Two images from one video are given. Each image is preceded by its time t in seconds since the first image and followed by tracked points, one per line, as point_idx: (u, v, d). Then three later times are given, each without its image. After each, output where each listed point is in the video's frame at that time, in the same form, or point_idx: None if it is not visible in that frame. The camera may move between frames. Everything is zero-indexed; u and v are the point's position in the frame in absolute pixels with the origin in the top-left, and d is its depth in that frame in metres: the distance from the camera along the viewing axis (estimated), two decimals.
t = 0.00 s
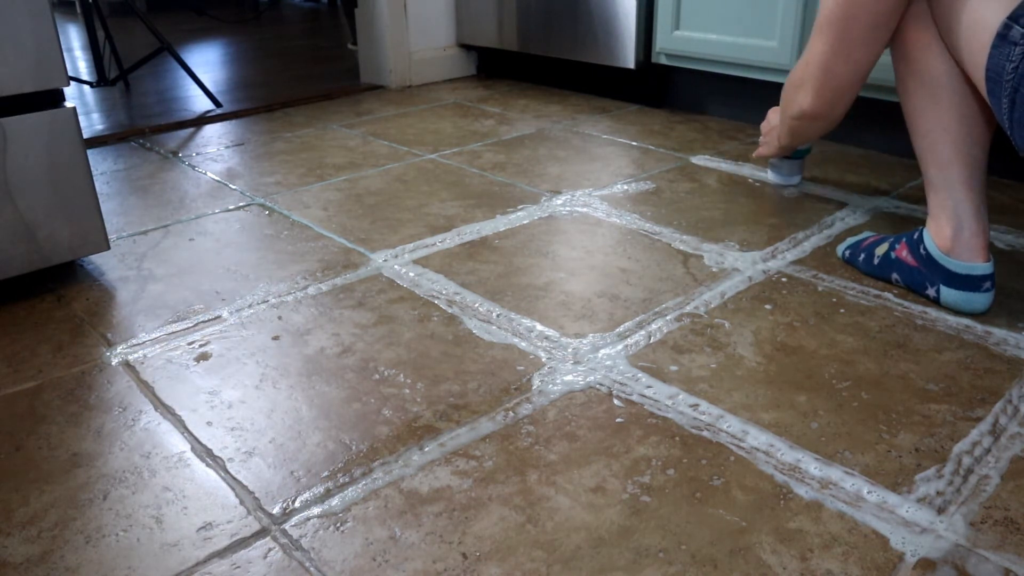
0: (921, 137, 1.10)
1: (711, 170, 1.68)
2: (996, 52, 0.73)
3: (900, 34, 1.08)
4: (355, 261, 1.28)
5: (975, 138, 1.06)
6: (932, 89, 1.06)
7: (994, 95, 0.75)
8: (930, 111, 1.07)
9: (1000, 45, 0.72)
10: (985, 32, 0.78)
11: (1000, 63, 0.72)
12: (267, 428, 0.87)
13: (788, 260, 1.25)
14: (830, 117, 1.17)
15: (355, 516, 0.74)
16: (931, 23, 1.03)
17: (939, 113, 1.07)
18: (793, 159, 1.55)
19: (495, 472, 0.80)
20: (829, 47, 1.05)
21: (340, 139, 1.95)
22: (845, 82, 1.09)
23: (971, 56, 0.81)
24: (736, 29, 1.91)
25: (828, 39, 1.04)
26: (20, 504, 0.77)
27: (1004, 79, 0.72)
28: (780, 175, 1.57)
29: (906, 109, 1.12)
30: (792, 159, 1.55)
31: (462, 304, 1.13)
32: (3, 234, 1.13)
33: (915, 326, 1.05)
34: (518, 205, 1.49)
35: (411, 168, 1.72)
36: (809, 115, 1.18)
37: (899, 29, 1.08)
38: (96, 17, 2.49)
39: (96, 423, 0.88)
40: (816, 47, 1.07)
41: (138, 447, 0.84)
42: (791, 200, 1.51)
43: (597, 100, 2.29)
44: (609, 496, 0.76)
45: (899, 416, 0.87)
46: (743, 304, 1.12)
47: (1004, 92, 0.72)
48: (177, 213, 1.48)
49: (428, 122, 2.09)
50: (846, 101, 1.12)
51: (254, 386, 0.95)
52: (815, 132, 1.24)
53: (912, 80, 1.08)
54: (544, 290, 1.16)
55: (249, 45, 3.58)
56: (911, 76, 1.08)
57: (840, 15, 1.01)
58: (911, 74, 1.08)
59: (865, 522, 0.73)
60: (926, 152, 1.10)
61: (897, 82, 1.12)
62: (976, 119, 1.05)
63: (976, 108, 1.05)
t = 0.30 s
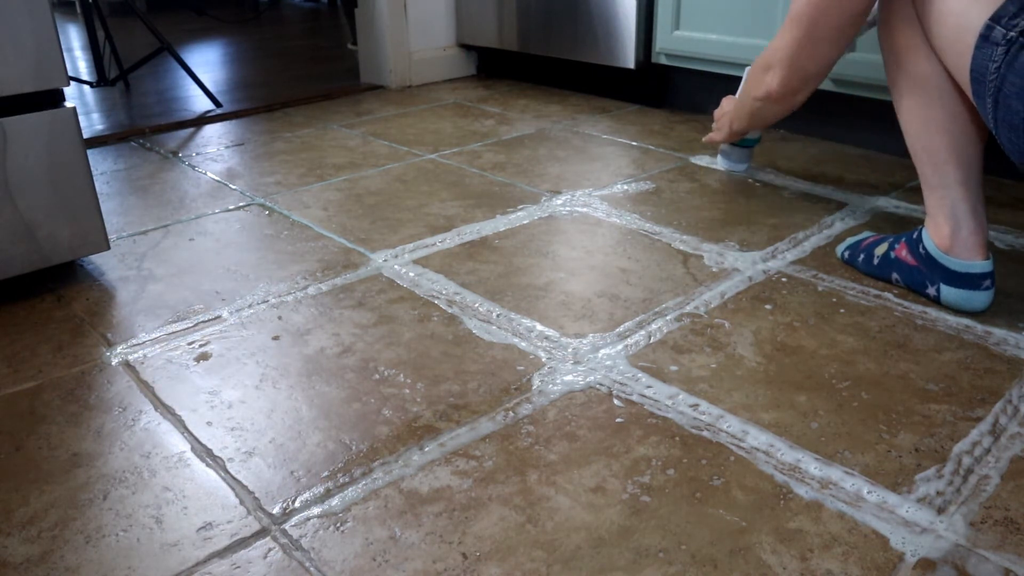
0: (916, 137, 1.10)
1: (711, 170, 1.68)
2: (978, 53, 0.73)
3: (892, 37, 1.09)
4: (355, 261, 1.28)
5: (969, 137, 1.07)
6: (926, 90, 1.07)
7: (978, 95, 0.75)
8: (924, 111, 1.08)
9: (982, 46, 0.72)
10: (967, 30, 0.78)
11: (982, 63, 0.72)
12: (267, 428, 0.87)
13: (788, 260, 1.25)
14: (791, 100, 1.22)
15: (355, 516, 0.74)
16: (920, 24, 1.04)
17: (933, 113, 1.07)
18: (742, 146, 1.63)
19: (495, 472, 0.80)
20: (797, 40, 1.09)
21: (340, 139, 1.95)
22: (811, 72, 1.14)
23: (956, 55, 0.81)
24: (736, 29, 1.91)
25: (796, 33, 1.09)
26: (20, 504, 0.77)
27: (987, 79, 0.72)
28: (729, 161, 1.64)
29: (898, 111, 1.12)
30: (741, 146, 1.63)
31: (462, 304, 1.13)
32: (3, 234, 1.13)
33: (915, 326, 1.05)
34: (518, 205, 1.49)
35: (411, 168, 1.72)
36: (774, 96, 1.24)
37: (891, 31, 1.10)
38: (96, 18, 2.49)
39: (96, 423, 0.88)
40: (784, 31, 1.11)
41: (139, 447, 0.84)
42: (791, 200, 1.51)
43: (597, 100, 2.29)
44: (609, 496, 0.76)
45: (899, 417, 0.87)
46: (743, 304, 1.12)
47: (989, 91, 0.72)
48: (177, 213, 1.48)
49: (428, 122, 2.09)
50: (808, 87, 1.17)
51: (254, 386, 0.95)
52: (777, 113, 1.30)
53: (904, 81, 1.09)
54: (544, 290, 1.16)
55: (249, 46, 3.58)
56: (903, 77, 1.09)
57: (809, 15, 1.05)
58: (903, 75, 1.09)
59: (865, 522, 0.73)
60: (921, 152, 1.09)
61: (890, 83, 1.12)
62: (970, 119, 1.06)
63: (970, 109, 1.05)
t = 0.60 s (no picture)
0: (919, 138, 1.07)
1: (711, 170, 1.68)
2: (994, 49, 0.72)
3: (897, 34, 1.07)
4: (355, 261, 1.28)
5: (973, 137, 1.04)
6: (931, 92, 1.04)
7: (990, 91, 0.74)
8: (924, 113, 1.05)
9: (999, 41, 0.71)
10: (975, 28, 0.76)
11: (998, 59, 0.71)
12: (267, 428, 0.87)
13: (788, 260, 1.25)
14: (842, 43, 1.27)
15: (355, 516, 0.74)
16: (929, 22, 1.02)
17: (935, 116, 1.04)
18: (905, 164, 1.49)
19: (495, 472, 0.80)
20: None
21: (340, 139, 1.95)
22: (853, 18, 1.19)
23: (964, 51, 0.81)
24: (736, 29, 1.91)
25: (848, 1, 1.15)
26: (20, 504, 0.77)
27: (1001, 76, 0.71)
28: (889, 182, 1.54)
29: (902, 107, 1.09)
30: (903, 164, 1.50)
31: (462, 304, 1.13)
32: (3, 234, 1.13)
33: (915, 326, 1.05)
34: (518, 205, 1.49)
35: (411, 168, 1.72)
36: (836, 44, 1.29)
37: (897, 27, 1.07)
38: (96, 17, 2.49)
39: (96, 423, 0.89)
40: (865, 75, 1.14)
41: (139, 447, 0.84)
42: (791, 199, 1.51)
43: (597, 100, 2.29)
44: (609, 496, 0.76)
45: (899, 416, 0.87)
46: (743, 304, 1.12)
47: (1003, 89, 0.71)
48: (177, 213, 1.48)
49: (428, 122, 2.09)
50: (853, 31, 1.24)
51: (254, 386, 0.95)
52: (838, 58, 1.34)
53: (907, 81, 1.06)
54: (544, 290, 1.16)
55: (249, 45, 3.58)
56: (905, 76, 1.06)
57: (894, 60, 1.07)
58: (905, 75, 1.06)
59: (865, 522, 0.73)
60: (923, 153, 1.08)
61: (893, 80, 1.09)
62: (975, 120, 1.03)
63: (975, 111, 1.03)
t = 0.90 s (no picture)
0: (917, 138, 1.08)
1: (711, 170, 1.68)
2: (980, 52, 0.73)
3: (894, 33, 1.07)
4: (355, 261, 1.28)
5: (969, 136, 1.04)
6: (926, 93, 1.04)
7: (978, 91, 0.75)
8: (921, 112, 1.05)
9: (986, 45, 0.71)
10: (963, 29, 0.77)
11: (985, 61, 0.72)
12: (267, 428, 0.87)
13: (788, 260, 1.25)
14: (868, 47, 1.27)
15: (355, 516, 0.74)
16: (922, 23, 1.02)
17: (931, 116, 1.05)
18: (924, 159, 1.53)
19: (495, 472, 0.80)
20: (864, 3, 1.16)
21: (340, 139, 1.95)
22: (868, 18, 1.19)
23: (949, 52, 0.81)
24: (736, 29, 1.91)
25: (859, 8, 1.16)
26: (19, 504, 0.77)
27: (988, 77, 0.71)
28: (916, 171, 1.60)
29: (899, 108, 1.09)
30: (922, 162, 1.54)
31: (462, 304, 1.13)
32: (3, 235, 1.13)
33: (915, 326, 1.05)
34: (518, 205, 1.49)
35: (411, 168, 1.72)
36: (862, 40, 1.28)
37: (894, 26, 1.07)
38: (96, 17, 2.49)
39: (96, 423, 0.88)
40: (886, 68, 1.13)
41: (139, 447, 0.84)
42: (791, 199, 1.51)
43: (597, 100, 2.29)
44: (609, 496, 0.76)
45: (899, 416, 0.87)
46: (743, 304, 1.12)
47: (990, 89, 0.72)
48: (177, 213, 1.48)
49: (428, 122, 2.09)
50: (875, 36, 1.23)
51: (254, 386, 0.95)
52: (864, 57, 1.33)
53: (903, 79, 1.06)
54: (544, 290, 1.16)
55: (249, 45, 3.58)
56: (902, 75, 1.06)
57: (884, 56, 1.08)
58: (901, 74, 1.06)
59: (865, 522, 0.73)
60: (920, 151, 1.08)
61: (891, 80, 1.09)
62: (972, 118, 1.03)
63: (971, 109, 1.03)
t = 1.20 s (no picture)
0: (917, 139, 1.07)
1: (711, 170, 1.68)
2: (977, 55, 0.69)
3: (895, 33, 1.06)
4: (355, 261, 1.28)
5: (970, 136, 1.04)
6: (928, 93, 1.03)
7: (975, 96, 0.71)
8: (922, 112, 1.05)
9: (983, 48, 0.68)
10: (959, 30, 0.74)
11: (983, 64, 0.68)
12: (267, 428, 0.87)
13: (788, 260, 1.25)
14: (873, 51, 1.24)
15: (355, 516, 0.74)
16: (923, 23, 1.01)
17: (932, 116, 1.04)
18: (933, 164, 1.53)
19: (495, 472, 0.80)
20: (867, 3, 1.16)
21: (340, 139, 1.95)
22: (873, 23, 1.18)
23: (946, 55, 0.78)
24: (736, 29, 1.91)
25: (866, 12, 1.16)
26: (20, 504, 0.77)
27: (983, 81, 0.68)
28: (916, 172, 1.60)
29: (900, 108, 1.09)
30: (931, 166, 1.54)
31: (462, 304, 1.13)
32: (3, 235, 1.13)
33: (915, 326, 1.05)
34: (518, 205, 1.49)
35: (411, 168, 1.72)
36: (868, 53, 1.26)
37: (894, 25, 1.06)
38: (96, 17, 2.48)
39: (96, 423, 0.89)
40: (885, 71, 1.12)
41: (139, 447, 0.84)
42: (792, 200, 1.51)
43: (597, 100, 2.29)
44: (609, 496, 0.76)
45: (899, 416, 0.87)
46: (743, 304, 1.12)
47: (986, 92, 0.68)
48: (177, 213, 1.48)
49: (428, 122, 2.09)
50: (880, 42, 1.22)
51: (254, 386, 0.95)
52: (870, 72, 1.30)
53: (903, 80, 1.06)
54: (544, 290, 1.16)
55: (249, 45, 3.58)
56: (902, 75, 1.06)
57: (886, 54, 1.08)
58: (902, 74, 1.06)
59: (865, 522, 0.73)
60: (921, 152, 1.08)
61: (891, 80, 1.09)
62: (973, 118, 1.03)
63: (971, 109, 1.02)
